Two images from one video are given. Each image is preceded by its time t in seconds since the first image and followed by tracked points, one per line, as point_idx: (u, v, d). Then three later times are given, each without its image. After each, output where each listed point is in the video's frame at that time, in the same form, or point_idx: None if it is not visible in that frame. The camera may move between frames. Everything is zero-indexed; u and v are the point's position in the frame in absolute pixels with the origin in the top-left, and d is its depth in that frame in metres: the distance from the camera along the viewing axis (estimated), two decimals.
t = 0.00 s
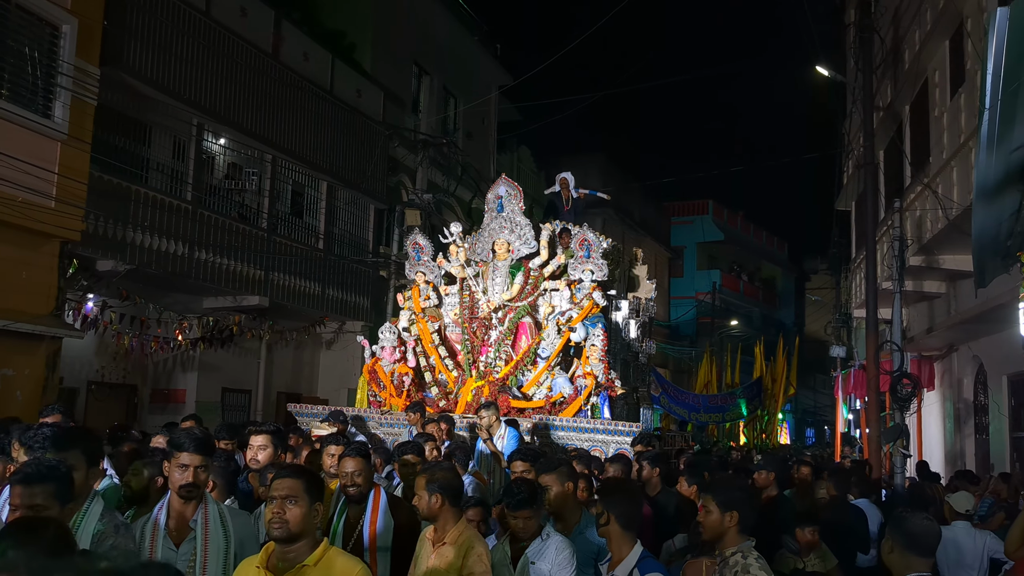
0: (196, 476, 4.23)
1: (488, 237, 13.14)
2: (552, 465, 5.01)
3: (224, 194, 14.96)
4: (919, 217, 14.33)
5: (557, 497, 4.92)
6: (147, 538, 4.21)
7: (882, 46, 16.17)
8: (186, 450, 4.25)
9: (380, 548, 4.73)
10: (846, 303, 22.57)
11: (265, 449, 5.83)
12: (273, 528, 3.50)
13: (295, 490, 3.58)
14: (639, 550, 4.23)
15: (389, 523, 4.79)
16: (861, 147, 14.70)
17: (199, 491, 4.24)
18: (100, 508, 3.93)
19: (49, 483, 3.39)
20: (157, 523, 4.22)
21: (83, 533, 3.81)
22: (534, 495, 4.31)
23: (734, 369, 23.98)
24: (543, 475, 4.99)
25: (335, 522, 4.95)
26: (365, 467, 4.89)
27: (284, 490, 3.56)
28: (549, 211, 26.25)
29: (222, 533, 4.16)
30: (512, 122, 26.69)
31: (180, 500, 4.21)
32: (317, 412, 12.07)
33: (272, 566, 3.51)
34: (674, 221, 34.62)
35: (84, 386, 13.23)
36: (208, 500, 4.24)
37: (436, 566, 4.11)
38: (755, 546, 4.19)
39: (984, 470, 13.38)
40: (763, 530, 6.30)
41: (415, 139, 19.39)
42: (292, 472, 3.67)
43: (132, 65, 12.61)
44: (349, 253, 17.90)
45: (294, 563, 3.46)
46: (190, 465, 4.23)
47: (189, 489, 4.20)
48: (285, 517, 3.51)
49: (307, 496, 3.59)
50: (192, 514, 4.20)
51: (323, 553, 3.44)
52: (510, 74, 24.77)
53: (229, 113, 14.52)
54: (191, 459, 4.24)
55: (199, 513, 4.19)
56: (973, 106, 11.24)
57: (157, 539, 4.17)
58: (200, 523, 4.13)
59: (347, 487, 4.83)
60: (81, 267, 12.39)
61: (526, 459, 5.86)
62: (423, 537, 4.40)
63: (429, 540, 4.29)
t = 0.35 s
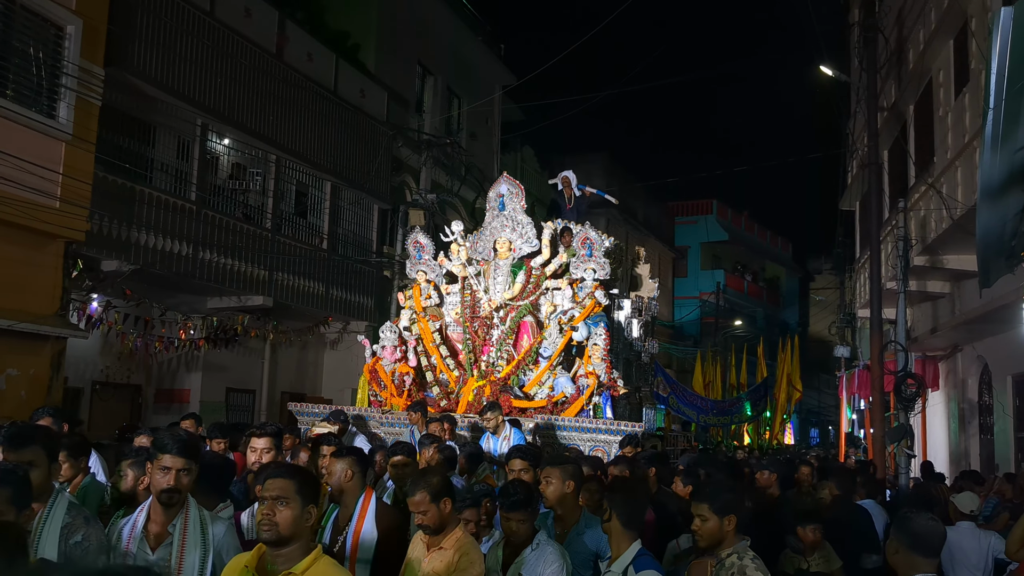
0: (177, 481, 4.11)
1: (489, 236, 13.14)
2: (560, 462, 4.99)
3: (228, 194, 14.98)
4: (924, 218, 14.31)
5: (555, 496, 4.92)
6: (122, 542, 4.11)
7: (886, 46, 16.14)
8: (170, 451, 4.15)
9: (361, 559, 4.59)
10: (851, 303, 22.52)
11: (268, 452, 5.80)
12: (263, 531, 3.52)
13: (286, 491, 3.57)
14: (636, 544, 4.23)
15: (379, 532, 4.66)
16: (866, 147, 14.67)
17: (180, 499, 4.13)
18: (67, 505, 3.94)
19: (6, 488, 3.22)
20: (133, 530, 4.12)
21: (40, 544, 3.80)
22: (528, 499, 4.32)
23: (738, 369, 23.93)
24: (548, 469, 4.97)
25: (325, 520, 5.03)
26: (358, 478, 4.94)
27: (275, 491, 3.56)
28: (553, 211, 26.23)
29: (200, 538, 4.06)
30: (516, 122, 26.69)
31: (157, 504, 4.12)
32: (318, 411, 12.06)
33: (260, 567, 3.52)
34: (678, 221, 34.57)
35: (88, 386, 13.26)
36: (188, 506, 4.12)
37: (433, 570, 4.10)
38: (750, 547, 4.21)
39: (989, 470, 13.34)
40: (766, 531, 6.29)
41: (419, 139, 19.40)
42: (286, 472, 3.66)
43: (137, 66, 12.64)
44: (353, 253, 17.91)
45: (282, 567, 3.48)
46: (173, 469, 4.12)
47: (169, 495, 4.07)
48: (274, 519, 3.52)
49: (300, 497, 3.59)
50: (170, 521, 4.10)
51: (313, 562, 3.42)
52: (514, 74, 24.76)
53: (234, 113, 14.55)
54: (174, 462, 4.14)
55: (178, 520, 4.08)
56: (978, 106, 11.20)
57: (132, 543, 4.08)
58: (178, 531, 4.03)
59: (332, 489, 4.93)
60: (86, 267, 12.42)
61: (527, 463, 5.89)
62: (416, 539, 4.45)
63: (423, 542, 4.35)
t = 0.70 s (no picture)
0: (153, 481, 4.01)
1: (490, 234, 13.14)
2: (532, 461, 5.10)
3: (232, 194, 15.02)
4: (928, 218, 14.28)
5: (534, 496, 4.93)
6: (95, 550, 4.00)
7: (890, 47, 16.13)
8: (142, 453, 4.02)
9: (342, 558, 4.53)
10: (855, 303, 22.48)
11: (262, 454, 5.64)
12: (219, 537, 3.50)
13: (242, 495, 3.58)
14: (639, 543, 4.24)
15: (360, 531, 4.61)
16: (870, 147, 14.65)
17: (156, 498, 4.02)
18: (41, 507, 3.94)
19: None
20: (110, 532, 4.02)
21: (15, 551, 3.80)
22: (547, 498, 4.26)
23: (741, 369, 23.90)
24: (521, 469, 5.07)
25: (306, 522, 4.95)
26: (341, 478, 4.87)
27: (233, 495, 3.56)
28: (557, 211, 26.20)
29: (177, 540, 3.99)
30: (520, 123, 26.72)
31: (133, 506, 4.03)
32: (318, 410, 12.06)
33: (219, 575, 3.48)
34: (682, 221, 34.54)
35: (92, 386, 13.29)
36: (165, 507, 4.05)
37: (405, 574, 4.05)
38: (744, 553, 4.17)
39: (993, 471, 13.31)
40: (767, 530, 6.28)
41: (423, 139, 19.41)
42: (244, 477, 3.66)
43: (142, 66, 12.68)
44: (357, 253, 17.93)
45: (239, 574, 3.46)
46: (146, 470, 4.01)
47: (147, 496, 3.98)
48: (230, 524, 3.51)
49: (256, 501, 3.58)
50: (146, 522, 4.00)
51: (273, 567, 3.41)
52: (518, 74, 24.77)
53: (238, 113, 14.59)
54: (146, 462, 4.02)
55: (153, 521, 4.00)
56: (983, 106, 11.18)
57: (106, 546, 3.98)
58: (154, 532, 3.96)
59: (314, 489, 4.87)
60: (90, 267, 12.46)
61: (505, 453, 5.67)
62: (394, 544, 4.41)
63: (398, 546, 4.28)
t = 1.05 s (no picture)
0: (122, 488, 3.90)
1: (490, 232, 13.12)
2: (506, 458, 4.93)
3: (235, 194, 14.99)
4: (930, 217, 14.27)
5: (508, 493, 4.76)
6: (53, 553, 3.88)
7: (894, 46, 16.11)
8: (109, 458, 3.87)
9: (310, 556, 4.35)
10: (858, 303, 22.46)
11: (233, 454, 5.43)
12: (154, 522, 3.29)
13: (179, 479, 3.36)
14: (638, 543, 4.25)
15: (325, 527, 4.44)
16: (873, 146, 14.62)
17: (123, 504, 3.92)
18: (16, 519, 3.69)
19: None
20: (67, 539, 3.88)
21: None
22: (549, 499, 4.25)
23: (745, 369, 23.90)
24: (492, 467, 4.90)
25: (262, 525, 4.50)
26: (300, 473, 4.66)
27: (168, 480, 3.33)
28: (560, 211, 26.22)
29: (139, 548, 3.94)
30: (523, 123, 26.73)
31: (94, 512, 3.90)
32: (315, 410, 12.04)
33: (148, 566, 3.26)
34: (685, 221, 34.55)
35: (96, 386, 13.32)
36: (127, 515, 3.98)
37: (362, 561, 3.93)
38: (737, 557, 4.04)
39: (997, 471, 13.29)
40: (766, 529, 6.27)
41: (426, 139, 19.43)
42: (179, 461, 3.46)
43: (146, 67, 12.70)
44: (360, 253, 17.97)
45: (172, 563, 3.25)
46: (114, 476, 3.88)
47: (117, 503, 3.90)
48: (168, 509, 3.30)
49: (194, 485, 3.39)
50: (106, 530, 3.91)
51: (207, 552, 3.21)
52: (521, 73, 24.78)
53: (241, 113, 14.61)
54: (118, 470, 3.89)
55: (115, 528, 3.92)
56: (986, 106, 11.16)
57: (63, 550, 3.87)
58: (116, 540, 3.89)
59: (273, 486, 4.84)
60: (94, 267, 12.49)
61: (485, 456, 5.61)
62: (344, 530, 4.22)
63: (348, 535, 4.11)
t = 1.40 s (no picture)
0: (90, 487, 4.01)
1: (492, 230, 13.05)
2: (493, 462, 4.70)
3: (240, 194, 14.96)
4: (936, 218, 14.23)
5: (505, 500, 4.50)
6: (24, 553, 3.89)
7: (899, 46, 16.08)
8: (79, 458, 3.99)
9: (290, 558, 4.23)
10: (864, 303, 22.40)
11: (220, 450, 5.27)
12: (118, 531, 3.12)
13: (148, 483, 3.21)
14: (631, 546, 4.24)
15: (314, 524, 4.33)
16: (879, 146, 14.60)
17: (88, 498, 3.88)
18: None
19: None
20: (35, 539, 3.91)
21: None
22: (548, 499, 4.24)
23: (750, 369, 23.87)
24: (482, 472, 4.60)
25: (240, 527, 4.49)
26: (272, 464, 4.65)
27: (137, 485, 3.18)
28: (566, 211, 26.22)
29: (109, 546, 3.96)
30: (528, 122, 26.75)
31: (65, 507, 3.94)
32: (316, 410, 12.04)
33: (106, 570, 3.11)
34: (691, 221, 34.52)
35: (103, 386, 13.37)
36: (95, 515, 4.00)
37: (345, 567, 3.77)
38: (745, 558, 4.02)
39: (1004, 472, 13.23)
40: (771, 529, 6.26)
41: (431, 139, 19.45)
42: (143, 463, 3.28)
43: (152, 67, 12.74)
44: (366, 253, 18.00)
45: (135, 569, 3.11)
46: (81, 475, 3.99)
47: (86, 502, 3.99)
48: (138, 517, 3.15)
49: (162, 491, 3.26)
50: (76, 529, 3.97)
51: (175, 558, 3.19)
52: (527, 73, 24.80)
53: (247, 114, 14.64)
54: (83, 469, 4.00)
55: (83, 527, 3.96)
56: (993, 105, 11.13)
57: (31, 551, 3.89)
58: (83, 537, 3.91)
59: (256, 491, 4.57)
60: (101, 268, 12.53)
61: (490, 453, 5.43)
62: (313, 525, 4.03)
63: (324, 535, 3.91)
